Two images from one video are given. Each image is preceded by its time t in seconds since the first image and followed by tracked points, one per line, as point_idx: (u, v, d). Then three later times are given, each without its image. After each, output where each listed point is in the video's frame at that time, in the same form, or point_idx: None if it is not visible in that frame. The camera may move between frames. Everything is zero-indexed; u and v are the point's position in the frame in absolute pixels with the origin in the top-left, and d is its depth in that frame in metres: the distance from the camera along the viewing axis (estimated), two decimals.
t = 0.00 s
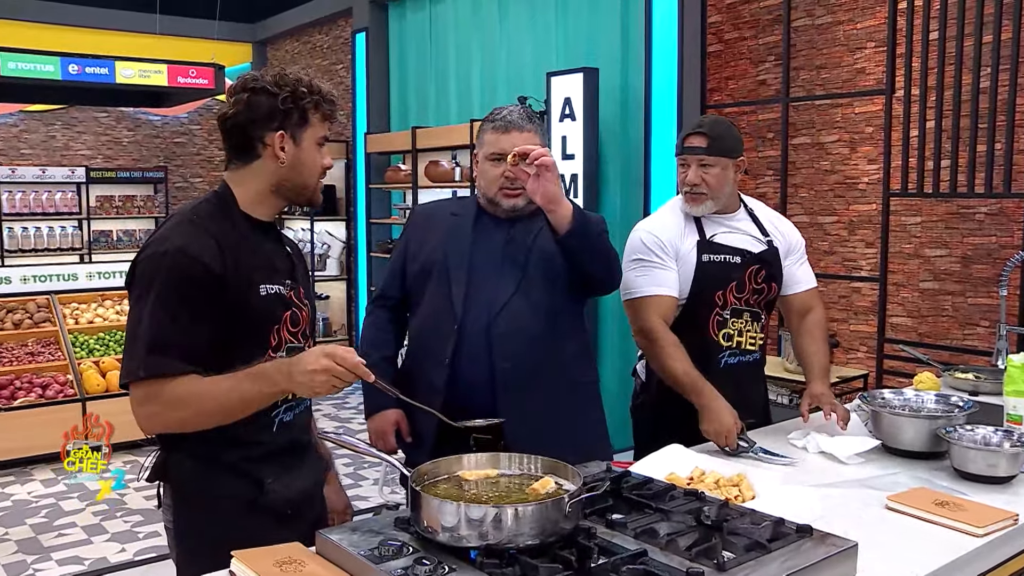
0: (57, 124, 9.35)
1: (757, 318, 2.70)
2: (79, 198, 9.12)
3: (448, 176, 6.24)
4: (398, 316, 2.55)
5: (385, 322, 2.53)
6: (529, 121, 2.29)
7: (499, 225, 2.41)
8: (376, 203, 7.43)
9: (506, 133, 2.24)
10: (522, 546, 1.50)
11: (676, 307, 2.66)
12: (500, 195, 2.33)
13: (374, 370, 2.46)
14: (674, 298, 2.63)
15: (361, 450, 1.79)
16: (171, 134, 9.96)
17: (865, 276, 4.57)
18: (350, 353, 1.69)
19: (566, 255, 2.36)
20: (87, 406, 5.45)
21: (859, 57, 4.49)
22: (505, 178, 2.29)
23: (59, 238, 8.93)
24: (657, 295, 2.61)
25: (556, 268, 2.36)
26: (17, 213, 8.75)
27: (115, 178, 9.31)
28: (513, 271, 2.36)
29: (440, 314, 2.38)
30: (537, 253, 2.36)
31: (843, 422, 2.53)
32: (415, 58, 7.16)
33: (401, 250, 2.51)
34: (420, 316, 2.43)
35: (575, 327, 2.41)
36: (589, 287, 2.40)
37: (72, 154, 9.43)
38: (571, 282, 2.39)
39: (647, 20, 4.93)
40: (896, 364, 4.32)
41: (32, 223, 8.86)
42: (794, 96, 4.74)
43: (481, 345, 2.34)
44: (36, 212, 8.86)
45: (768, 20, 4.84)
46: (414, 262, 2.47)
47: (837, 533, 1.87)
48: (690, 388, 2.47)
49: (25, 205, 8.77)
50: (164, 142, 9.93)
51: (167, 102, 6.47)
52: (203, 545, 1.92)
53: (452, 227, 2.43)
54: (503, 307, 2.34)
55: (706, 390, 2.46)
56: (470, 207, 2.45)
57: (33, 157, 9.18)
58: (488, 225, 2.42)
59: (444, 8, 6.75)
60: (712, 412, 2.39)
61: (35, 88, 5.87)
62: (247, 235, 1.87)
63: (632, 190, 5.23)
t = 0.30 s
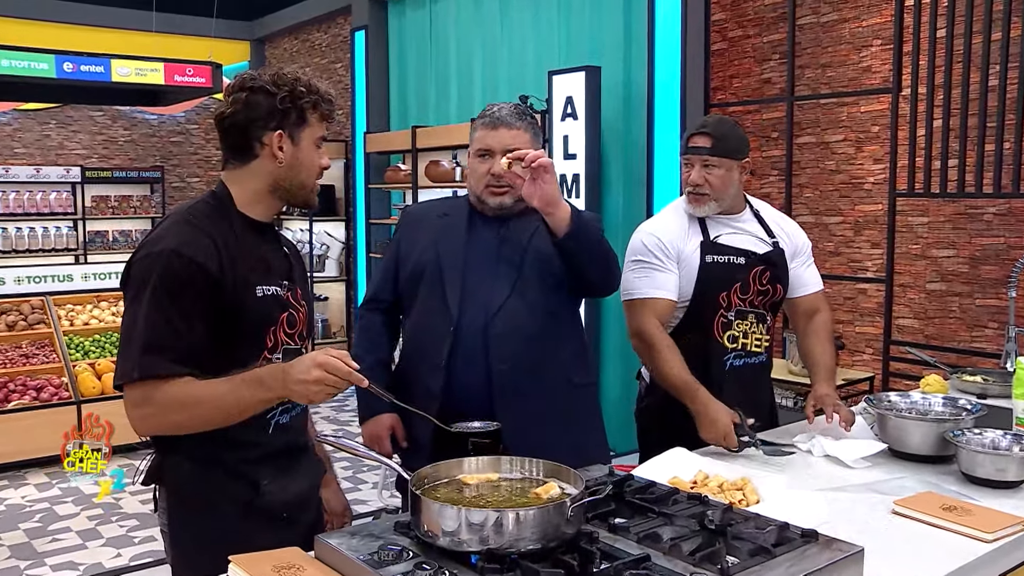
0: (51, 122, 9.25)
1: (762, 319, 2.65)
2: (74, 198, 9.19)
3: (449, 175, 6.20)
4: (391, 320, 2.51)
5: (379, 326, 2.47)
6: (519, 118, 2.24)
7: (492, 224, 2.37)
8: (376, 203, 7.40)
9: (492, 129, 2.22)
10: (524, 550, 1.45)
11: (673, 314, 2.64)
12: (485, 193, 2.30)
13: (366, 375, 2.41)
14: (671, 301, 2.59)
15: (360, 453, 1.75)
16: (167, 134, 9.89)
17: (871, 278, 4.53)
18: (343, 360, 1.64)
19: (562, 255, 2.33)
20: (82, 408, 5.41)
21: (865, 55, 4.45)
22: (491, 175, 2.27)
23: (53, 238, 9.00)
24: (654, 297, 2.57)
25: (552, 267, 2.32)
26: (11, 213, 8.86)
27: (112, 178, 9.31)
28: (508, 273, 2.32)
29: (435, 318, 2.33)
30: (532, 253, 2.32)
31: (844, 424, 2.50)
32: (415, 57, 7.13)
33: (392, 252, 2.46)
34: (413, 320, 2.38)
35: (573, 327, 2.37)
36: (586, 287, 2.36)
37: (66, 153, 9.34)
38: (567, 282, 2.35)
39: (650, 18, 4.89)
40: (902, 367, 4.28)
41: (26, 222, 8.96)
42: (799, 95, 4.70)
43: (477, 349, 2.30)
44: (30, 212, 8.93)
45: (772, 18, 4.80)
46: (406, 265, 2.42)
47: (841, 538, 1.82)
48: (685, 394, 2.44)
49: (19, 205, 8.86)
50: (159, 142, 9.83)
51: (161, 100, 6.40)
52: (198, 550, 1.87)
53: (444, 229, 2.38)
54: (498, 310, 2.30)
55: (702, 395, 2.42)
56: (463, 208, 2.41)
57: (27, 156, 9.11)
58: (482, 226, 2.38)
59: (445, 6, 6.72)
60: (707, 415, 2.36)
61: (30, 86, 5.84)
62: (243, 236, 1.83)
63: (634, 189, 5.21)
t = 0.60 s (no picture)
0: (46, 122, 9.21)
1: (765, 324, 2.59)
2: (68, 199, 9.12)
3: (449, 176, 6.16)
4: (385, 322, 2.45)
5: (372, 329, 2.41)
6: (508, 113, 2.22)
7: (491, 223, 2.33)
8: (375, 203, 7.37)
9: (479, 124, 2.20)
10: (525, 556, 1.41)
11: (667, 327, 2.60)
12: (471, 189, 2.26)
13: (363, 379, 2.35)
14: (669, 306, 2.55)
15: (359, 457, 1.70)
16: (163, 133, 9.91)
17: (877, 279, 4.48)
18: (339, 361, 1.59)
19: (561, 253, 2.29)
20: (76, 411, 5.36)
21: (871, 53, 4.41)
22: (475, 170, 2.22)
23: (48, 238, 8.89)
24: (651, 302, 2.53)
25: (553, 265, 2.29)
26: (7, 214, 8.71)
27: (106, 177, 9.23)
28: (508, 273, 2.28)
29: (434, 321, 2.28)
30: (531, 251, 2.29)
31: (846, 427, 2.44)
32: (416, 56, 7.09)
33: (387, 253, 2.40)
34: (410, 323, 2.33)
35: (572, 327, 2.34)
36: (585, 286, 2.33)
37: (61, 153, 9.30)
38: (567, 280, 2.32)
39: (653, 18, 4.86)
40: (909, 370, 4.24)
41: (19, 223, 8.83)
42: (805, 93, 4.67)
43: (478, 352, 2.25)
44: (24, 212, 8.81)
45: (777, 16, 4.73)
46: (402, 265, 2.37)
47: (846, 543, 1.74)
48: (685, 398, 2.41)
49: (14, 206, 8.73)
50: (155, 141, 9.86)
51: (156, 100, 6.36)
52: (190, 554, 1.82)
53: (441, 229, 2.34)
54: (498, 311, 2.25)
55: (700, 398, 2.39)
56: (458, 208, 2.37)
57: (18, 156, 9.03)
58: (478, 225, 2.34)
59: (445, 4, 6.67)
60: (708, 413, 2.35)
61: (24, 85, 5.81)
62: (239, 236, 1.79)
63: (637, 189, 5.18)
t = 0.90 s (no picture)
0: (42, 122, 9.18)
1: (761, 338, 2.54)
2: (65, 199, 9.09)
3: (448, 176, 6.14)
4: (382, 325, 2.40)
5: (371, 334, 2.35)
6: (508, 109, 2.21)
7: (489, 222, 2.31)
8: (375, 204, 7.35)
9: (479, 121, 2.19)
10: (525, 559, 1.39)
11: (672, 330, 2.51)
12: (473, 185, 2.25)
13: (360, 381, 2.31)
14: (671, 319, 2.46)
15: (358, 459, 1.68)
16: (161, 133, 9.90)
17: (879, 280, 4.46)
18: (338, 363, 1.57)
19: (563, 251, 2.29)
20: (72, 413, 5.35)
21: (873, 52, 4.40)
22: (478, 167, 2.22)
23: (45, 239, 8.89)
24: (655, 315, 2.44)
25: (555, 264, 2.29)
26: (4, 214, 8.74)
27: (104, 177, 9.23)
28: (512, 274, 2.26)
29: (441, 326, 2.25)
30: (533, 249, 2.28)
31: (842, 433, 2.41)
32: (415, 56, 7.08)
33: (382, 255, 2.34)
34: (413, 328, 2.30)
35: (575, 325, 2.34)
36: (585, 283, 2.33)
37: (58, 153, 9.28)
38: (568, 278, 2.32)
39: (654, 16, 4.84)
40: (911, 371, 4.22)
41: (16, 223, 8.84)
42: (806, 93, 4.65)
43: (489, 355, 2.24)
44: (21, 212, 8.81)
45: (778, 15, 4.75)
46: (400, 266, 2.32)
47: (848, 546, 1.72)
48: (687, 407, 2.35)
49: (11, 206, 8.72)
50: (153, 141, 9.85)
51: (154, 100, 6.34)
52: (188, 557, 1.80)
53: (440, 231, 2.30)
54: (505, 312, 2.24)
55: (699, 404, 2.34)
56: (453, 209, 2.34)
57: (17, 156, 9.03)
58: (476, 226, 2.31)
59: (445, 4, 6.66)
60: (716, 425, 2.27)
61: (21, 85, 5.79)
62: (236, 238, 1.77)
63: (637, 189, 5.17)
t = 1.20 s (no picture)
0: (41, 121, 9.18)
1: (760, 342, 2.56)
2: (64, 199, 9.08)
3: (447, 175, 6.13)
4: (380, 330, 2.37)
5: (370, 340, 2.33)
6: (500, 109, 2.23)
7: (486, 221, 2.31)
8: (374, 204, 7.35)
9: (474, 121, 2.19)
10: (524, 559, 1.39)
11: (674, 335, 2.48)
12: (468, 187, 2.24)
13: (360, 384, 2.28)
14: (673, 328, 2.44)
15: (358, 459, 1.68)
16: (160, 133, 9.90)
17: (879, 280, 4.47)
18: (341, 361, 1.58)
19: (560, 246, 2.31)
20: (71, 412, 5.35)
21: (872, 52, 4.40)
22: (473, 168, 2.21)
23: (45, 239, 8.89)
24: (657, 324, 2.42)
25: (554, 261, 2.30)
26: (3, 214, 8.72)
27: (103, 177, 9.23)
28: (513, 271, 2.26)
29: (445, 327, 2.24)
30: (531, 246, 2.29)
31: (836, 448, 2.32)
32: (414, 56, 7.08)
33: (378, 256, 2.32)
34: (415, 330, 2.28)
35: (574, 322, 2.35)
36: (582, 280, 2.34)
37: (57, 153, 9.27)
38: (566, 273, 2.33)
39: (653, 16, 4.84)
40: (911, 371, 4.22)
41: (15, 223, 8.83)
42: (805, 93, 4.65)
43: (496, 354, 2.24)
44: (20, 212, 8.80)
45: (778, 15, 4.74)
46: (398, 268, 2.30)
47: (848, 545, 1.72)
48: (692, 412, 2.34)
49: (10, 206, 8.71)
50: (152, 141, 9.85)
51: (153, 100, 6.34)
52: (189, 559, 1.80)
53: (437, 231, 2.29)
54: (509, 310, 2.24)
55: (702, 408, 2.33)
56: (449, 209, 2.33)
57: (16, 156, 9.02)
58: (472, 225, 2.31)
59: (444, 3, 6.66)
60: (726, 432, 2.26)
61: (20, 84, 5.78)
62: (234, 237, 1.77)
63: (638, 189, 5.17)
